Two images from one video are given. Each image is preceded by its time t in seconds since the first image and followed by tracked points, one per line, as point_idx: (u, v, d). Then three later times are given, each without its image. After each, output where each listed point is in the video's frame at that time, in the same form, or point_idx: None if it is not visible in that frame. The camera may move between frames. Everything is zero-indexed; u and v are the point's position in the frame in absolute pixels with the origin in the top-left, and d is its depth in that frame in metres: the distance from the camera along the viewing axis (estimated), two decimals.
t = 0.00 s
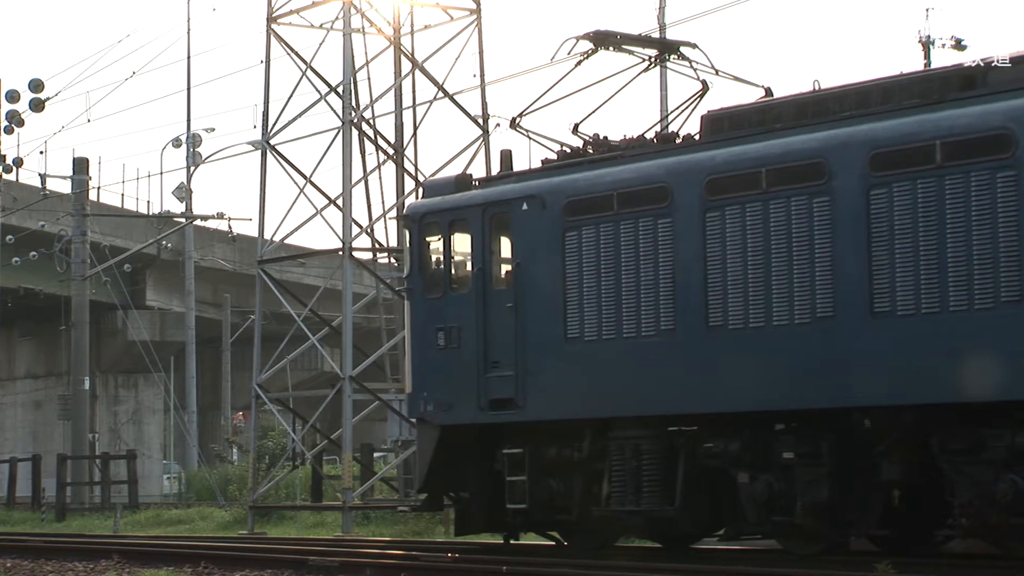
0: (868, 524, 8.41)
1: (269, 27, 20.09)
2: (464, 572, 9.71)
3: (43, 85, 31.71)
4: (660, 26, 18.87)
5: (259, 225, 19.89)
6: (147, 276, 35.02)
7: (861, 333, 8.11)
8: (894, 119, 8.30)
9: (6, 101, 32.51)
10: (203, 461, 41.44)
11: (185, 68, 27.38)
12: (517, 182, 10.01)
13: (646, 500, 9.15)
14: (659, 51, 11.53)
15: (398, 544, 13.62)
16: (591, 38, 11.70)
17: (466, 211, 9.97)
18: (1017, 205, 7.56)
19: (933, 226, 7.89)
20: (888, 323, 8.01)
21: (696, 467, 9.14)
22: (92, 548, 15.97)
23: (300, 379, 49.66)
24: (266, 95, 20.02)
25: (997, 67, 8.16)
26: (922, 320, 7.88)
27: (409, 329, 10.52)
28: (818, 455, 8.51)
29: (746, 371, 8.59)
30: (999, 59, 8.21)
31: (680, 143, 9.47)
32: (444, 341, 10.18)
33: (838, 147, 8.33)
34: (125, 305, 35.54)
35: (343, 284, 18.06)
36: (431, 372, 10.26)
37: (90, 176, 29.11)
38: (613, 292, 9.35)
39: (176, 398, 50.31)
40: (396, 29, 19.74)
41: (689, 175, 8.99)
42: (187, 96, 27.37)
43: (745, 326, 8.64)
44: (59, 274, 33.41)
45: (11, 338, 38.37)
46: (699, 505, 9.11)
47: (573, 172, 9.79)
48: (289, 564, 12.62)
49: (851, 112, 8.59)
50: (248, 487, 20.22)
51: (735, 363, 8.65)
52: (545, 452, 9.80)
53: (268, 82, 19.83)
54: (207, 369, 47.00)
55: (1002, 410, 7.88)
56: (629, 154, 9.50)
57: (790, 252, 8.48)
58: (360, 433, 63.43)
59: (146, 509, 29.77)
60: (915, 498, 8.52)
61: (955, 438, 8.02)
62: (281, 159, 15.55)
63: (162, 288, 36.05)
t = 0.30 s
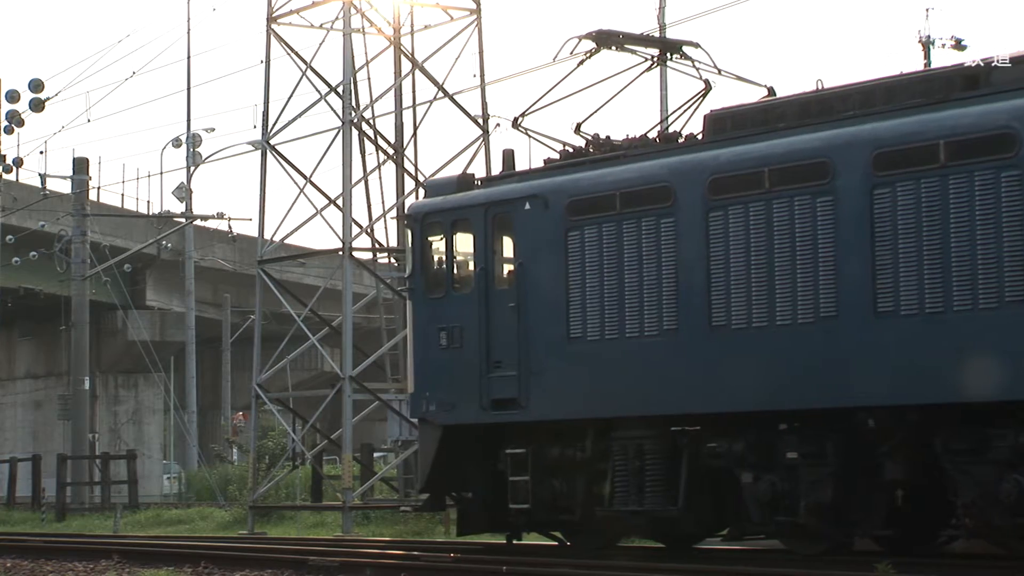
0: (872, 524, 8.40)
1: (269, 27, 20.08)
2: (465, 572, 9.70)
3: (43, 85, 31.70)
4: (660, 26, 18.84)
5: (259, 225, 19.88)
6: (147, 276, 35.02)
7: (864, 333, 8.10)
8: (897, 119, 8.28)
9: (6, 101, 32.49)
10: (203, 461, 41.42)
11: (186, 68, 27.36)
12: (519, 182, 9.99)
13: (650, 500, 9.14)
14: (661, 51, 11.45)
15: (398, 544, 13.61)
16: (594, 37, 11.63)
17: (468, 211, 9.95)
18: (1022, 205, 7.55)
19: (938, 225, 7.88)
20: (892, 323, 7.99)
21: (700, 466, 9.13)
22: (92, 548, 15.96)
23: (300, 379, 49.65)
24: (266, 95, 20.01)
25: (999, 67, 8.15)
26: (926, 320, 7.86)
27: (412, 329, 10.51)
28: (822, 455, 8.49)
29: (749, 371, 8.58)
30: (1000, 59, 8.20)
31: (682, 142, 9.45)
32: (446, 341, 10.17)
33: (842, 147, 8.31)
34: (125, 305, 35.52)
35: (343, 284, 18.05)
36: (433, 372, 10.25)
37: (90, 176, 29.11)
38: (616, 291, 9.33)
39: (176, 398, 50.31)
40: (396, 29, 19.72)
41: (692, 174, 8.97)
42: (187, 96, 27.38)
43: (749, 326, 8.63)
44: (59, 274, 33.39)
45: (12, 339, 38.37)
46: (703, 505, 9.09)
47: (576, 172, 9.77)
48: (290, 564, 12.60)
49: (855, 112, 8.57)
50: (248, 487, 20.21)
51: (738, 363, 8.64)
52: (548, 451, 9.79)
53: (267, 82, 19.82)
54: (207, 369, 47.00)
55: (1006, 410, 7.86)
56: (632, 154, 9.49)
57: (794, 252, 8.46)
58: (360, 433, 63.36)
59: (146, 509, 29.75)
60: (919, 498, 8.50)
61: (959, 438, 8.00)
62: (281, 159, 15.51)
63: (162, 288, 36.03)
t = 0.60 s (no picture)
0: (876, 524, 8.39)
1: (269, 26, 20.06)
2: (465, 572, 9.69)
3: (43, 85, 31.69)
4: (661, 26, 18.80)
5: (259, 225, 19.87)
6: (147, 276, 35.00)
7: (869, 332, 8.08)
8: (903, 118, 8.26)
9: (6, 101, 32.49)
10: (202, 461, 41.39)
11: (186, 68, 27.33)
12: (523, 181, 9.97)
13: (653, 500, 9.12)
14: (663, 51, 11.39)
15: (398, 544, 13.60)
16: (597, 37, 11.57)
17: (472, 210, 9.93)
18: None
19: (943, 225, 7.85)
20: (897, 322, 7.98)
21: (704, 466, 9.12)
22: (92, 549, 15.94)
23: (300, 379, 49.64)
24: (266, 95, 19.99)
25: (1000, 67, 8.16)
26: (932, 320, 7.85)
27: (415, 329, 10.49)
28: (827, 455, 8.48)
29: (753, 371, 8.56)
30: (1000, 59, 8.22)
31: (686, 142, 9.43)
32: (450, 341, 10.15)
33: (847, 147, 8.29)
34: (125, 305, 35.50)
35: (343, 283, 18.02)
36: (437, 372, 10.24)
37: (90, 176, 29.09)
38: (620, 291, 9.32)
39: (176, 398, 50.30)
40: (396, 29, 19.69)
41: (697, 174, 8.95)
42: (187, 96, 27.37)
43: (753, 326, 8.61)
44: (59, 274, 33.37)
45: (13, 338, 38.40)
46: (707, 505, 9.07)
47: (580, 171, 9.75)
48: (290, 564, 12.59)
49: (859, 111, 8.55)
50: (248, 487, 20.19)
51: (742, 362, 8.62)
52: (552, 451, 9.77)
53: (267, 82, 19.81)
54: (207, 369, 46.98)
55: (1011, 410, 7.83)
56: (636, 153, 9.47)
57: (799, 251, 8.44)
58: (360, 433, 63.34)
59: (146, 509, 29.73)
60: (924, 498, 8.48)
61: (964, 439, 7.98)
62: (281, 159, 15.48)
63: (162, 288, 36.03)
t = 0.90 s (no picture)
0: (883, 524, 8.38)
1: (269, 27, 20.03)
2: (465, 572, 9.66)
3: (43, 85, 31.66)
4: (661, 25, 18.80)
5: (258, 225, 19.87)
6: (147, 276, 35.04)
7: (876, 331, 8.06)
8: (910, 116, 8.23)
9: (6, 101, 32.46)
10: (202, 461, 41.36)
11: (185, 68, 27.26)
12: (528, 181, 9.94)
13: (659, 500, 9.09)
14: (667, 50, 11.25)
15: (398, 544, 13.57)
16: (602, 36, 11.50)
17: (477, 210, 9.89)
18: None
19: (951, 224, 7.82)
20: (904, 322, 7.95)
21: (710, 466, 9.09)
22: (92, 548, 15.91)
23: (300, 379, 49.63)
24: (266, 95, 19.99)
25: (1003, 66, 8.15)
26: (939, 319, 7.81)
27: (419, 328, 10.47)
28: (834, 455, 8.45)
29: (760, 371, 8.54)
30: (1000, 59, 8.21)
31: (692, 140, 9.40)
32: (454, 341, 10.13)
33: (854, 145, 8.26)
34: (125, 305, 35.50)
35: (343, 283, 18.01)
36: (442, 372, 10.21)
37: (90, 176, 29.07)
38: (625, 290, 9.29)
39: (176, 398, 50.27)
40: (396, 29, 19.67)
41: (703, 172, 8.92)
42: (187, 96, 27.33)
43: (759, 325, 8.58)
44: (59, 275, 33.35)
45: (11, 338, 38.34)
46: (713, 504, 9.04)
47: (585, 171, 9.72)
48: (290, 564, 12.56)
49: (867, 110, 8.52)
50: (248, 487, 20.17)
51: (748, 362, 8.60)
52: (557, 451, 9.74)
53: (267, 82, 19.80)
54: (207, 369, 46.97)
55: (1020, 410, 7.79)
56: (642, 152, 9.44)
57: (805, 250, 8.41)
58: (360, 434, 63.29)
59: (146, 509, 29.70)
60: (932, 498, 8.46)
61: (972, 439, 7.95)
62: (281, 159, 15.47)
63: (162, 288, 36.02)
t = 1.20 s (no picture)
0: (893, 524, 8.35)
1: (269, 26, 20.01)
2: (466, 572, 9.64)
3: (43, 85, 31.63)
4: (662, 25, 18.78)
5: (259, 226, 19.89)
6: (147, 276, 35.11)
7: (885, 330, 8.02)
8: (920, 115, 8.19)
9: (6, 101, 32.44)
10: (202, 461, 41.32)
11: (186, 68, 27.19)
12: (534, 180, 9.90)
13: (667, 500, 9.06)
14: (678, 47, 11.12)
15: (400, 544, 13.53)
16: (609, 33, 11.43)
17: (483, 209, 9.86)
18: None
19: (961, 223, 7.79)
20: (914, 321, 7.92)
21: (718, 466, 9.06)
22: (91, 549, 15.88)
23: (300, 379, 49.60)
24: (266, 96, 19.97)
25: (1005, 66, 8.16)
26: (949, 318, 7.78)
27: (426, 327, 10.42)
28: (843, 454, 8.41)
29: (768, 370, 8.50)
30: (999, 59, 8.25)
31: (700, 139, 9.36)
32: (461, 340, 10.09)
33: (863, 143, 8.23)
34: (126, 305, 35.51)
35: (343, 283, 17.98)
36: (448, 371, 10.17)
37: (90, 176, 29.04)
38: (633, 289, 9.25)
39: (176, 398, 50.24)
40: (396, 29, 19.66)
41: (711, 171, 8.89)
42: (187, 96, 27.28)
43: (768, 325, 8.55)
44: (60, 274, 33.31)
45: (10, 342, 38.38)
46: (721, 504, 9.00)
47: (593, 169, 9.69)
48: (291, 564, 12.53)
49: (876, 108, 8.48)
50: (248, 487, 20.13)
51: (757, 362, 8.55)
52: (564, 451, 9.70)
53: (269, 82, 19.75)
54: (207, 369, 46.93)
55: None
56: (650, 151, 9.40)
57: (814, 249, 8.38)
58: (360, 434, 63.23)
59: (146, 509, 29.67)
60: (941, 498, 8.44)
61: (982, 438, 7.92)
62: (281, 159, 15.48)
63: (162, 288, 36.03)
